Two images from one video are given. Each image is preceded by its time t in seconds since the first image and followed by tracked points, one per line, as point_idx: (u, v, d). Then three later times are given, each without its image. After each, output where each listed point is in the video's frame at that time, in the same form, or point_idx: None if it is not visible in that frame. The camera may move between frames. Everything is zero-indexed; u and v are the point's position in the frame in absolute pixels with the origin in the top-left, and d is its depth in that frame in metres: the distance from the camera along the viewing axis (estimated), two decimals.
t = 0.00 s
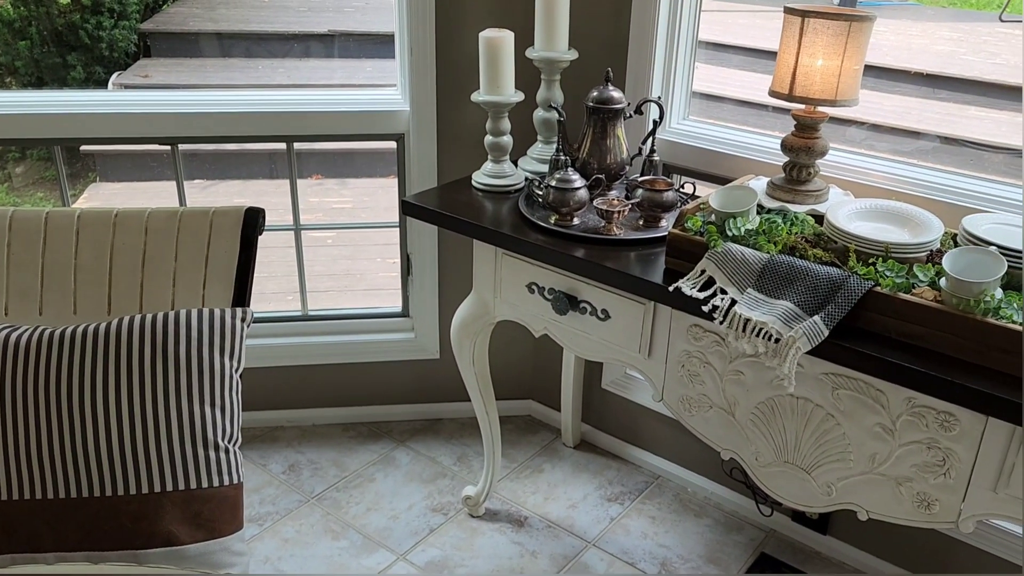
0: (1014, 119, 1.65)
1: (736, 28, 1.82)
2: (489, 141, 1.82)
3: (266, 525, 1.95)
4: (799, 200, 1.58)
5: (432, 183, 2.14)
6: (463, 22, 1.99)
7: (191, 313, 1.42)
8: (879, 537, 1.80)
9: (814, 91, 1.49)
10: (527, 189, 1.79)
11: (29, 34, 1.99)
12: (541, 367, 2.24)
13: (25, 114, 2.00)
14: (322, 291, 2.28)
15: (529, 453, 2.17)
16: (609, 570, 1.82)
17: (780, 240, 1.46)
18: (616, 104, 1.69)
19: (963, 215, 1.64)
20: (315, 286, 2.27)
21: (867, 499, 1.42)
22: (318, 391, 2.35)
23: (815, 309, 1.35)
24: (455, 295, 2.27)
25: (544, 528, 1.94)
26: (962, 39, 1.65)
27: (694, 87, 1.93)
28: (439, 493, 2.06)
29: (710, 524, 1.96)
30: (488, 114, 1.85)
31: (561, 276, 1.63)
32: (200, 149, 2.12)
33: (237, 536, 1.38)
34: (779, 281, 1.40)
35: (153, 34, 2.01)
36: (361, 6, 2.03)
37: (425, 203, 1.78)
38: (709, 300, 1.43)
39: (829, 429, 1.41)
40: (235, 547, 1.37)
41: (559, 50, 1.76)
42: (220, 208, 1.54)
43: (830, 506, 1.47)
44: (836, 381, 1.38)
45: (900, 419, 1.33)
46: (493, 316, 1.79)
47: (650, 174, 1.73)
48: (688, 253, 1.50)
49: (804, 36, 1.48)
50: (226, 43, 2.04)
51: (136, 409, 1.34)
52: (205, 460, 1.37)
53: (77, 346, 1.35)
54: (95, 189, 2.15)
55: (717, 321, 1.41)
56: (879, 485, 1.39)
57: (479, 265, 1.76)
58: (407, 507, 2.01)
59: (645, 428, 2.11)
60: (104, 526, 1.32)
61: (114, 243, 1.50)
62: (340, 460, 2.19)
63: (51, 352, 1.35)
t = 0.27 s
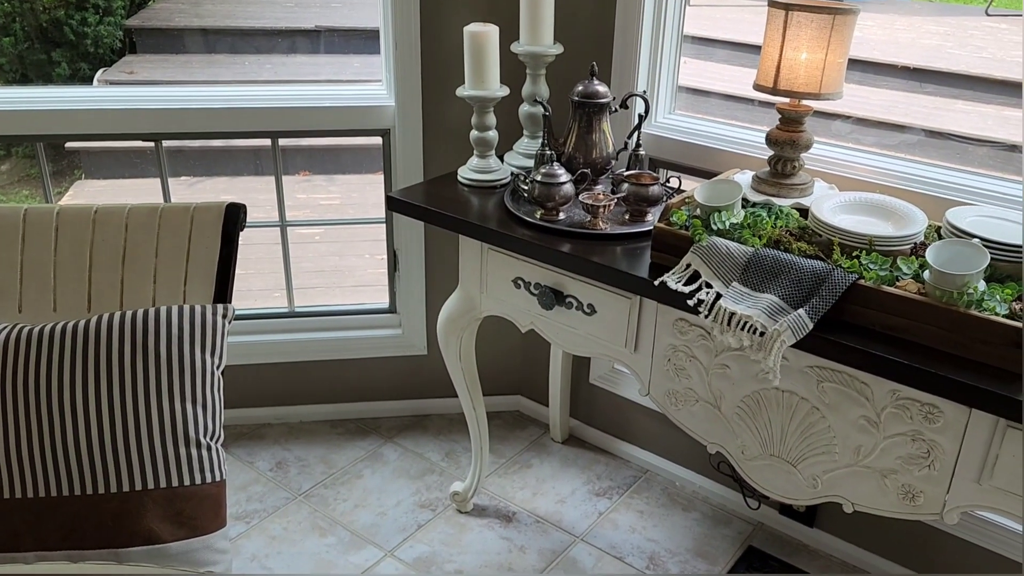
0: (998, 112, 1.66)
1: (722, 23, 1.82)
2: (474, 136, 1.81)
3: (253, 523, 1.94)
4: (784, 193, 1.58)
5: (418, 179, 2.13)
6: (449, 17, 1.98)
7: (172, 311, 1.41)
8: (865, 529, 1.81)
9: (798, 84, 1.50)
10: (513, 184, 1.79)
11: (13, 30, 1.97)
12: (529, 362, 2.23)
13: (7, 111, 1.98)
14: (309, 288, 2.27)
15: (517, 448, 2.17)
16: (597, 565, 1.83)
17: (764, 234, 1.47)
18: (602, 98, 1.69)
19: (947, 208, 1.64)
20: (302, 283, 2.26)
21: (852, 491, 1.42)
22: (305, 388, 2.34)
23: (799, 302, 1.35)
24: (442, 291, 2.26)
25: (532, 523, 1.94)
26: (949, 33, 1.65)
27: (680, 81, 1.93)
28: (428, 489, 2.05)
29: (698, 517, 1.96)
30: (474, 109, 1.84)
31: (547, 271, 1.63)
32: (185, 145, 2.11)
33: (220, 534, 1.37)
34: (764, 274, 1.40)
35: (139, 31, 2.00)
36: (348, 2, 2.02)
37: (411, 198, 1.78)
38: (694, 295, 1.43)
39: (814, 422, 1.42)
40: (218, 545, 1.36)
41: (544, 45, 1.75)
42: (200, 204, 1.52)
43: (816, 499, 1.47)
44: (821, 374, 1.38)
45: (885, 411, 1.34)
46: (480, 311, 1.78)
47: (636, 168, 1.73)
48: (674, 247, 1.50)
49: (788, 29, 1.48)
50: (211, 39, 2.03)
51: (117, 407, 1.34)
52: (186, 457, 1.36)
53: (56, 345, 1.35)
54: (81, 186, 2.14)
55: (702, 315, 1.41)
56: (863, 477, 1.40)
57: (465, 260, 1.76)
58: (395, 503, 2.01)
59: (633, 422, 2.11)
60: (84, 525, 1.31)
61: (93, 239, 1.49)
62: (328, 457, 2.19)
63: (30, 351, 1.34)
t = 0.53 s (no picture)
0: (985, 104, 1.66)
1: (710, 16, 1.82)
2: (461, 129, 1.81)
3: (242, 520, 1.93)
4: (771, 185, 1.58)
5: (405, 173, 2.13)
6: (437, 11, 1.98)
7: (155, 307, 1.40)
8: (853, 521, 1.81)
9: (785, 76, 1.49)
10: (500, 178, 1.78)
11: None
12: (519, 357, 2.23)
13: None
14: (297, 284, 2.26)
15: (507, 443, 2.17)
16: (587, 558, 1.83)
17: (751, 226, 1.47)
18: (589, 91, 1.69)
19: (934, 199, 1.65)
20: (291, 279, 2.25)
21: (840, 483, 1.42)
22: (294, 384, 2.33)
23: (786, 294, 1.35)
24: (431, 286, 2.26)
25: (522, 517, 1.94)
26: (937, 25, 1.65)
27: (668, 74, 1.92)
28: (417, 485, 2.05)
29: (688, 510, 1.96)
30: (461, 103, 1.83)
31: (535, 265, 1.63)
32: (172, 142, 2.09)
33: (204, 531, 1.37)
34: (751, 267, 1.40)
35: (125, 26, 1.99)
36: None
37: (399, 193, 1.77)
38: (682, 287, 1.43)
39: (802, 414, 1.42)
40: (203, 542, 1.36)
41: (531, 38, 1.75)
42: (183, 199, 1.52)
43: (803, 491, 1.47)
44: (808, 365, 1.39)
45: (872, 402, 1.34)
46: (467, 306, 1.78)
47: (623, 161, 1.73)
48: (661, 240, 1.49)
49: (774, 21, 1.48)
50: (198, 35, 2.01)
51: (99, 403, 1.33)
52: (170, 454, 1.36)
53: (37, 341, 1.34)
54: (68, 183, 2.12)
55: (689, 307, 1.41)
56: (851, 468, 1.40)
57: (452, 255, 1.75)
58: (384, 499, 2.00)
59: (622, 416, 2.11)
60: (67, 523, 1.30)
61: (75, 235, 1.48)
62: (317, 453, 2.18)
63: (11, 348, 1.33)
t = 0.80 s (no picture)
0: (970, 95, 1.66)
1: (697, 7, 1.81)
2: (447, 122, 1.80)
3: (230, 515, 1.93)
4: (756, 177, 1.58)
5: (391, 167, 2.12)
6: (422, 3, 1.96)
7: (135, 303, 1.40)
8: (840, 510, 1.82)
9: (769, 67, 1.49)
10: (486, 170, 1.78)
11: None
12: (507, 350, 2.23)
13: None
14: (284, 278, 2.25)
15: (495, 436, 2.17)
16: (575, 551, 1.83)
17: (736, 217, 1.46)
18: (574, 83, 1.68)
19: (919, 189, 1.65)
20: (277, 274, 2.24)
21: (825, 473, 1.43)
22: (282, 379, 2.32)
23: (771, 286, 1.35)
24: (419, 279, 2.25)
25: (511, 510, 1.94)
26: (924, 16, 1.65)
27: (654, 65, 1.92)
28: (406, 479, 2.05)
29: (676, 502, 1.97)
30: (446, 96, 1.83)
31: (521, 258, 1.63)
32: (156, 136, 2.08)
33: (186, 527, 1.36)
34: (736, 258, 1.40)
35: (110, 21, 1.98)
36: None
37: (384, 187, 1.76)
38: (667, 279, 1.43)
39: (787, 405, 1.42)
40: (185, 539, 1.35)
41: (516, 30, 1.74)
42: (163, 194, 1.50)
43: (790, 481, 1.47)
44: (793, 356, 1.39)
45: (856, 393, 1.34)
46: (454, 299, 1.78)
47: (609, 153, 1.72)
48: (646, 232, 1.49)
49: (758, 12, 1.47)
50: (183, 29, 2.00)
51: (79, 400, 1.33)
52: (151, 450, 1.35)
53: (16, 339, 1.34)
54: (53, 180, 2.11)
55: (675, 299, 1.41)
56: (836, 459, 1.41)
57: (438, 248, 1.75)
58: (373, 493, 2.00)
59: (611, 408, 2.11)
60: (48, 520, 1.29)
61: (54, 230, 1.47)
62: (305, 448, 2.17)
63: None
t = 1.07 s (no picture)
0: (953, 86, 1.66)
1: None
2: (431, 115, 1.79)
3: (216, 512, 1.92)
4: (740, 168, 1.58)
5: (376, 161, 2.11)
6: None
7: (111, 298, 1.39)
8: (825, 501, 1.83)
9: (752, 59, 1.49)
10: (470, 164, 1.77)
11: None
12: (494, 344, 2.23)
13: None
14: (269, 274, 2.24)
15: (482, 430, 2.17)
16: (563, 544, 1.83)
17: (719, 209, 1.46)
18: (558, 75, 1.67)
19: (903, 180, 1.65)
20: (263, 270, 2.23)
21: (809, 464, 1.43)
22: (267, 375, 2.31)
23: (754, 277, 1.35)
24: (405, 274, 2.25)
25: (498, 504, 1.94)
26: (911, 8, 1.65)
27: (639, 58, 1.91)
28: (393, 474, 2.04)
29: (663, 494, 1.97)
30: (429, 89, 1.82)
31: (505, 251, 1.62)
32: (140, 132, 2.06)
33: (167, 524, 1.36)
34: (719, 250, 1.39)
35: (93, 16, 1.96)
36: None
37: (368, 180, 1.75)
38: (651, 272, 1.42)
39: (771, 396, 1.42)
40: (165, 535, 1.35)
41: (500, 22, 1.73)
42: (140, 188, 1.50)
43: (774, 472, 1.48)
44: (777, 348, 1.39)
45: (840, 383, 1.35)
46: (439, 293, 1.77)
47: (593, 146, 1.72)
48: (630, 225, 1.49)
49: (740, 3, 1.47)
50: (166, 23, 1.98)
51: (56, 396, 1.32)
52: (130, 446, 1.34)
53: None
54: (37, 176, 2.09)
55: (659, 292, 1.41)
56: (820, 449, 1.41)
57: (422, 242, 1.74)
58: (359, 489, 1.99)
59: (598, 401, 2.11)
60: (26, 517, 1.29)
61: (30, 225, 1.47)
62: (292, 444, 2.17)
63: None
